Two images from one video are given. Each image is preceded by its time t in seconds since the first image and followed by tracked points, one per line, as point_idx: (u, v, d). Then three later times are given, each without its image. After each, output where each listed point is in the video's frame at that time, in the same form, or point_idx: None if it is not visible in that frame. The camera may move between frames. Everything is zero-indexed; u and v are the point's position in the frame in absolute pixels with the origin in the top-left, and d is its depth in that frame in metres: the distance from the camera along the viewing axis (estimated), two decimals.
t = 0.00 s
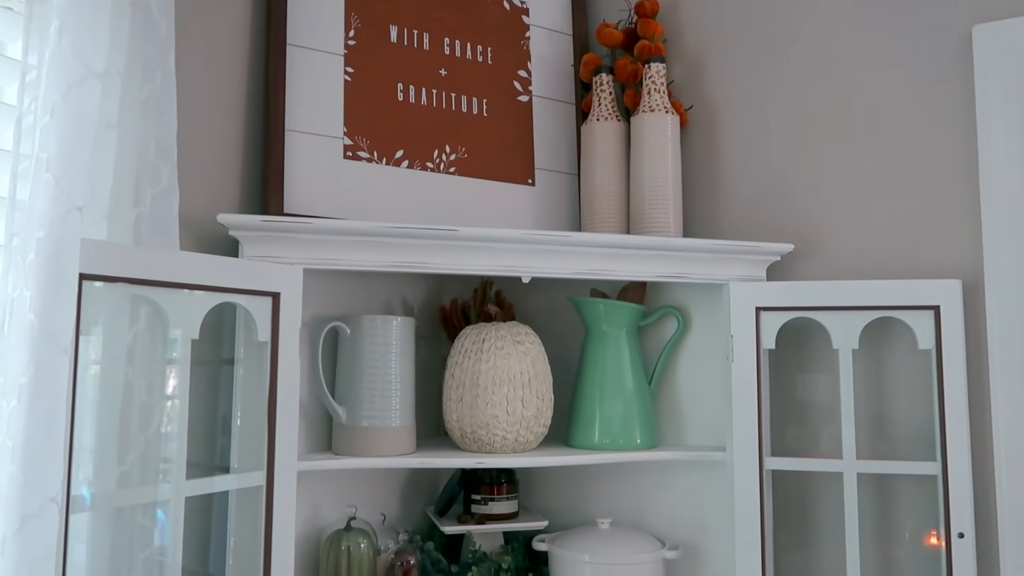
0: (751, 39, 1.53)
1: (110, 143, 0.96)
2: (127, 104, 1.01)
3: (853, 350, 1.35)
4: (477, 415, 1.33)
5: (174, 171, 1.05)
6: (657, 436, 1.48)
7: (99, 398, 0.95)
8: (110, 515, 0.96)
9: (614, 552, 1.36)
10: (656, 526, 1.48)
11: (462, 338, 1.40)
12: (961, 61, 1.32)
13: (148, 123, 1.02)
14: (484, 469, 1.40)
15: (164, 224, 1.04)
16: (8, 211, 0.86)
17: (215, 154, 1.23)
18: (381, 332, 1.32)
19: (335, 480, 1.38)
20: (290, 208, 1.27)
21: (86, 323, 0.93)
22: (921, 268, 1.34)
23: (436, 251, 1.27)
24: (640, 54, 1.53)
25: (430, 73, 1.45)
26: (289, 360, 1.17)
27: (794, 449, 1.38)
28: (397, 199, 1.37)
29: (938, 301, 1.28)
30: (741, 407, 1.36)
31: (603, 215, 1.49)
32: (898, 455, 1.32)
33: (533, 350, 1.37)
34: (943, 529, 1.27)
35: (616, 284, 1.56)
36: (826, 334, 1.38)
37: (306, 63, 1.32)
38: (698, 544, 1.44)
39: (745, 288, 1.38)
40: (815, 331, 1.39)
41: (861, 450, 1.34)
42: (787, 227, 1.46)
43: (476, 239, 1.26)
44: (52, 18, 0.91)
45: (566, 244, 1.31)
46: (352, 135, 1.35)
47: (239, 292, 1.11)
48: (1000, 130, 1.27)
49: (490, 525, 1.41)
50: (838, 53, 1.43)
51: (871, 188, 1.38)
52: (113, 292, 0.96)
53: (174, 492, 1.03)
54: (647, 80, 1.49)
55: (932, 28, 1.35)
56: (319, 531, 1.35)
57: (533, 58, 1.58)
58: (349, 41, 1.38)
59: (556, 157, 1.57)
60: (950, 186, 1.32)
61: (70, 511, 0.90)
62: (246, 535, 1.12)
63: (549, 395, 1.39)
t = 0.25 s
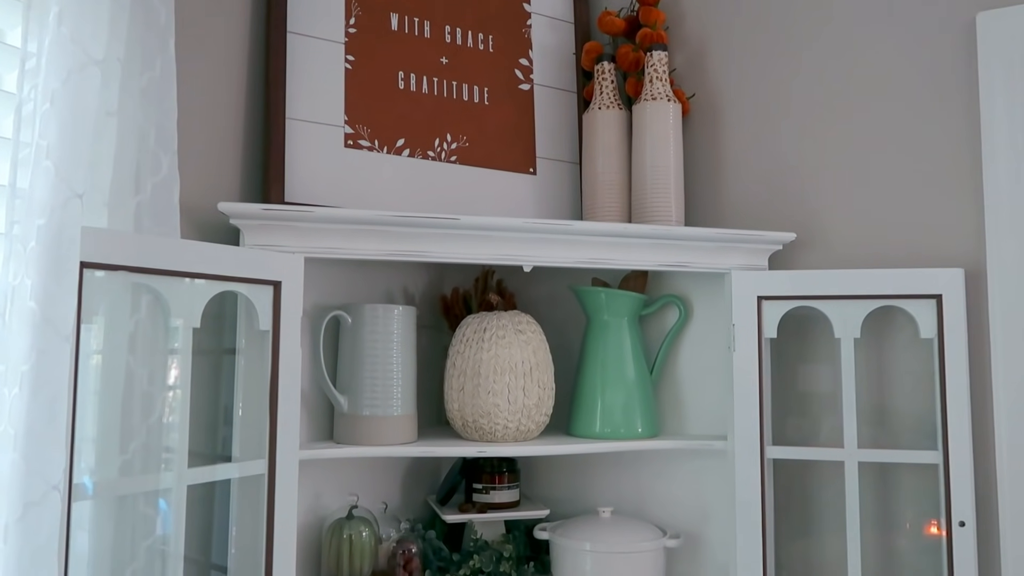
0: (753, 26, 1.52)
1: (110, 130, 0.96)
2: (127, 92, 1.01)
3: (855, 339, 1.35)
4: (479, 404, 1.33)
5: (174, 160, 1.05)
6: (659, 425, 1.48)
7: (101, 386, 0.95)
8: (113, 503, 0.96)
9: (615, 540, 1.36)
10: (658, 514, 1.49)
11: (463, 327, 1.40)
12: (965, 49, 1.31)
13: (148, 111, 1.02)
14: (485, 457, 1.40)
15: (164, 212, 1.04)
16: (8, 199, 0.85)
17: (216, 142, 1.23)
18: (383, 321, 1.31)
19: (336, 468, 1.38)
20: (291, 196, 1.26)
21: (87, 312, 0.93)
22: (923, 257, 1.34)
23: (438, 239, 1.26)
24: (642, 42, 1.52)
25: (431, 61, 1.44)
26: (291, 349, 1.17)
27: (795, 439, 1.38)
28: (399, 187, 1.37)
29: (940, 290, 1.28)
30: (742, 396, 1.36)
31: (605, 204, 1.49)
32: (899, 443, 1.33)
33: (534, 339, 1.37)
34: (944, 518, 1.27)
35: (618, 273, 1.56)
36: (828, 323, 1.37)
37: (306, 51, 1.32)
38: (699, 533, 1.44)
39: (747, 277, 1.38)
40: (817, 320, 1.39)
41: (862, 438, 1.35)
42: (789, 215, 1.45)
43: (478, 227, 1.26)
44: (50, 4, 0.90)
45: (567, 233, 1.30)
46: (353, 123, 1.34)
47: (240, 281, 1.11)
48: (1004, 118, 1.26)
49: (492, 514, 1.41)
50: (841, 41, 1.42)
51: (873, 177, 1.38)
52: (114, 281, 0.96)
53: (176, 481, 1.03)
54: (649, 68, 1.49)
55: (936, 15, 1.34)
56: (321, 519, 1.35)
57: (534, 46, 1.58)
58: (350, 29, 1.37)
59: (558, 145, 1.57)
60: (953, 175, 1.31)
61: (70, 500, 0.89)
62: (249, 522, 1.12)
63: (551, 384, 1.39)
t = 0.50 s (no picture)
0: (756, 13, 1.51)
1: (109, 116, 0.95)
2: (126, 78, 1.00)
3: (857, 327, 1.35)
4: (479, 391, 1.33)
5: (174, 146, 1.04)
6: (660, 413, 1.48)
7: (102, 373, 0.95)
8: (115, 489, 0.96)
9: (615, 528, 1.37)
10: (659, 502, 1.49)
11: (464, 315, 1.40)
12: (969, 35, 1.30)
13: (147, 98, 1.02)
14: (486, 445, 1.40)
15: (165, 199, 1.03)
16: (9, 185, 0.84)
17: (216, 130, 1.22)
18: (384, 308, 1.31)
19: (338, 456, 1.38)
20: (291, 184, 1.26)
21: (88, 300, 0.93)
22: (925, 244, 1.33)
23: (439, 227, 1.26)
24: (644, 28, 1.52)
25: (431, 48, 1.44)
26: (292, 336, 1.17)
27: (796, 427, 1.38)
28: (399, 175, 1.36)
29: (942, 278, 1.27)
30: (743, 384, 1.36)
31: (607, 192, 1.48)
32: (900, 431, 1.33)
33: (535, 327, 1.37)
34: (944, 506, 1.27)
35: (619, 261, 1.56)
36: (829, 311, 1.37)
37: (306, 38, 1.31)
38: (700, 520, 1.45)
39: (748, 265, 1.37)
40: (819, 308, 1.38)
41: (863, 426, 1.35)
42: (792, 203, 1.45)
43: (479, 215, 1.25)
44: None
45: (568, 221, 1.30)
46: (353, 111, 1.34)
47: (241, 268, 1.11)
48: (1008, 105, 1.25)
49: (493, 501, 1.41)
50: (845, 27, 1.41)
51: (876, 164, 1.37)
52: (114, 268, 0.96)
53: (178, 467, 1.04)
54: (651, 55, 1.48)
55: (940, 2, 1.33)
56: (322, 506, 1.36)
57: (535, 34, 1.57)
58: (350, 16, 1.36)
59: (559, 133, 1.56)
60: (956, 163, 1.31)
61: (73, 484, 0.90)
62: (251, 509, 1.13)
63: (552, 372, 1.39)
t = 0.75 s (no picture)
0: None
1: (108, 100, 0.95)
2: (126, 62, 1.00)
3: (858, 313, 1.34)
4: (480, 378, 1.33)
5: (174, 131, 1.04)
6: (661, 400, 1.48)
7: (102, 358, 0.95)
8: (116, 474, 0.96)
9: (616, 514, 1.37)
10: (659, 488, 1.49)
11: (465, 301, 1.40)
12: (973, 19, 1.29)
13: (146, 83, 1.01)
14: (487, 431, 1.40)
15: (165, 184, 1.03)
16: (8, 169, 0.84)
17: (216, 115, 1.22)
18: (385, 295, 1.31)
19: (339, 443, 1.39)
20: (291, 169, 1.26)
21: (88, 287, 0.93)
22: (928, 231, 1.33)
23: (439, 213, 1.26)
24: (645, 14, 1.52)
25: (432, 33, 1.43)
26: (292, 322, 1.16)
27: (797, 414, 1.38)
28: (400, 161, 1.36)
29: (944, 264, 1.27)
30: (744, 371, 1.36)
31: (608, 178, 1.48)
32: (900, 418, 1.33)
33: (536, 313, 1.37)
34: (945, 492, 1.27)
35: (620, 248, 1.55)
36: (831, 297, 1.37)
37: (306, 23, 1.30)
38: (700, 507, 1.45)
39: (750, 252, 1.37)
40: (820, 295, 1.38)
41: (865, 413, 1.34)
42: (793, 189, 1.44)
43: (480, 201, 1.25)
44: None
45: (569, 207, 1.30)
46: (353, 96, 1.33)
47: (241, 254, 1.10)
48: (1011, 91, 1.25)
49: (494, 488, 1.42)
50: (848, 12, 1.40)
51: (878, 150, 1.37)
52: (115, 253, 0.96)
53: (180, 453, 1.04)
54: (653, 41, 1.47)
55: None
56: (323, 492, 1.36)
57: (536, 19, 1.56)
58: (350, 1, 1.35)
59: (560, 119, 1.55)
60: (959, 148, 1.30)
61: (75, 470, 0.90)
62: (252, 494, 1.13)
63: (553, 359, 1.39)
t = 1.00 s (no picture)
0: None
1: (106, 84, 0.94)
2: (124, 46, 0.99)
3: (859, 300, 1.34)
4: (481, 364, 1.33)
5: (173, 116, 1.03)
6: (661, 386, 1.48)
7: (103, 343, 0.95)
8: (117, 459, 0.96)
9: (616, 500, 1.37)
10: (659, 475, 1.49)
11: (465, 288, 1.39)
12: (977, 4, 1.28)
13: (144, 67, 1.00)
14: (487, 418, 1.40)
15: (164, 169, 1.02)
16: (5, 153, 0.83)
17: (214, 100, 1.21)
18: (385, 281, 1.31)
19: (339, 429, 1.39)
20: (290, 155, 1.25)
21: (87, 271, 0.93)
22: (929, 217, 1.32)
23: (439, 199, 1.25)
24: None
25: (432, 18, 1.42)
26: (292, 308, 1.16)
27: (797, 400, 1.38)
28: (400, 147, 1.35)
29: (945, 250, 1.27)
30: (745, 357, 1.35)
31: (609, 164, 1.47)
32: (901, 405, 1.33)
33: (536, 300, 1.37)
34: (945, 478, 1.27)
35: (621, 235, 1.55)
36: (832, 283, 1.37)
37: (305, 7, 1.29)
38: (700, 493, 1.45)
39: (751, 238, 1.36)
40: (821, 282, 1.37)
41: (865, 400, 1.34)
42: (795, 176, 1.44)
43: (480, 186, 1.25)
44: None
45: (570, 193, 1.29)
46: (353, 82, 1.32)
47: (240, 239, 1.10)
48: (1014, 76, 1.24)
49: (495, 474, 1.42)
50: None
51: (880, 136, 1.36)
52: (115, 238, 0.96)
53: (180, 438, 1.04)
54: (654, 26, 1.46)
55: None
56: (324, 478, 1.36)
57: (537, 4, 1.55)
58: None
59: (561, 105, 1.55)
60: (962, 134, 1.29)
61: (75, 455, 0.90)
62: (253, 480, 1.13)
63: (553, 345, 1.39)
